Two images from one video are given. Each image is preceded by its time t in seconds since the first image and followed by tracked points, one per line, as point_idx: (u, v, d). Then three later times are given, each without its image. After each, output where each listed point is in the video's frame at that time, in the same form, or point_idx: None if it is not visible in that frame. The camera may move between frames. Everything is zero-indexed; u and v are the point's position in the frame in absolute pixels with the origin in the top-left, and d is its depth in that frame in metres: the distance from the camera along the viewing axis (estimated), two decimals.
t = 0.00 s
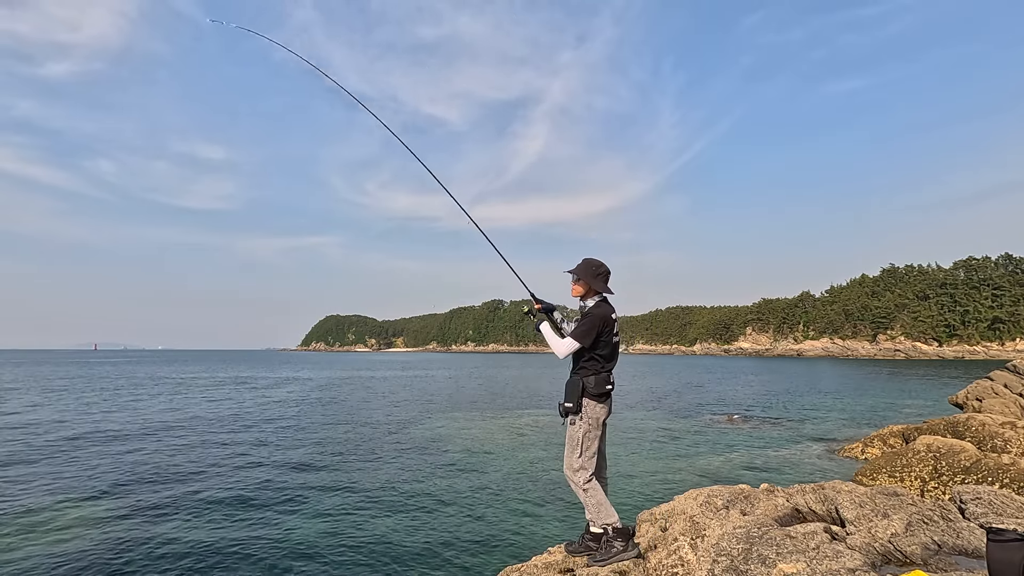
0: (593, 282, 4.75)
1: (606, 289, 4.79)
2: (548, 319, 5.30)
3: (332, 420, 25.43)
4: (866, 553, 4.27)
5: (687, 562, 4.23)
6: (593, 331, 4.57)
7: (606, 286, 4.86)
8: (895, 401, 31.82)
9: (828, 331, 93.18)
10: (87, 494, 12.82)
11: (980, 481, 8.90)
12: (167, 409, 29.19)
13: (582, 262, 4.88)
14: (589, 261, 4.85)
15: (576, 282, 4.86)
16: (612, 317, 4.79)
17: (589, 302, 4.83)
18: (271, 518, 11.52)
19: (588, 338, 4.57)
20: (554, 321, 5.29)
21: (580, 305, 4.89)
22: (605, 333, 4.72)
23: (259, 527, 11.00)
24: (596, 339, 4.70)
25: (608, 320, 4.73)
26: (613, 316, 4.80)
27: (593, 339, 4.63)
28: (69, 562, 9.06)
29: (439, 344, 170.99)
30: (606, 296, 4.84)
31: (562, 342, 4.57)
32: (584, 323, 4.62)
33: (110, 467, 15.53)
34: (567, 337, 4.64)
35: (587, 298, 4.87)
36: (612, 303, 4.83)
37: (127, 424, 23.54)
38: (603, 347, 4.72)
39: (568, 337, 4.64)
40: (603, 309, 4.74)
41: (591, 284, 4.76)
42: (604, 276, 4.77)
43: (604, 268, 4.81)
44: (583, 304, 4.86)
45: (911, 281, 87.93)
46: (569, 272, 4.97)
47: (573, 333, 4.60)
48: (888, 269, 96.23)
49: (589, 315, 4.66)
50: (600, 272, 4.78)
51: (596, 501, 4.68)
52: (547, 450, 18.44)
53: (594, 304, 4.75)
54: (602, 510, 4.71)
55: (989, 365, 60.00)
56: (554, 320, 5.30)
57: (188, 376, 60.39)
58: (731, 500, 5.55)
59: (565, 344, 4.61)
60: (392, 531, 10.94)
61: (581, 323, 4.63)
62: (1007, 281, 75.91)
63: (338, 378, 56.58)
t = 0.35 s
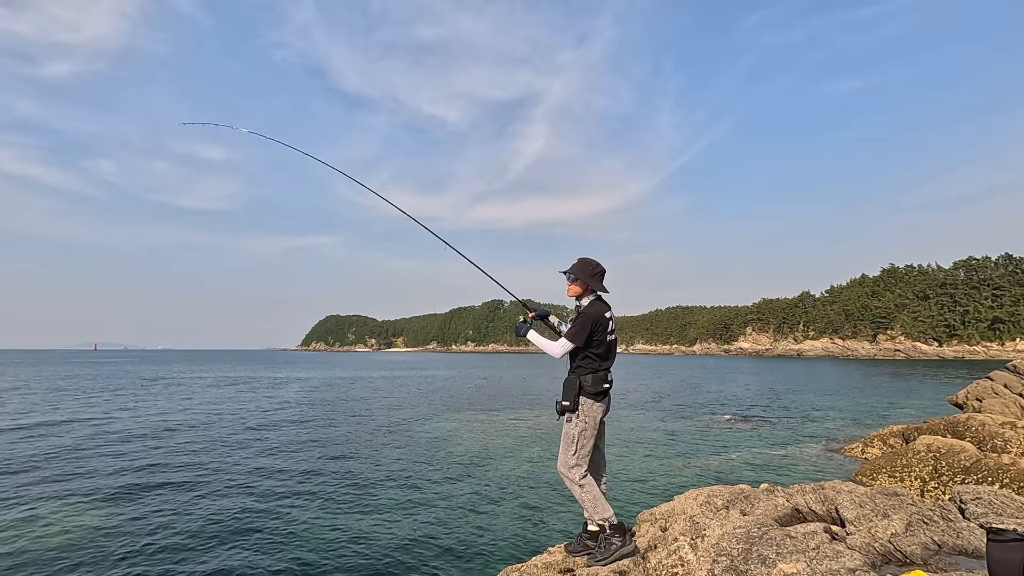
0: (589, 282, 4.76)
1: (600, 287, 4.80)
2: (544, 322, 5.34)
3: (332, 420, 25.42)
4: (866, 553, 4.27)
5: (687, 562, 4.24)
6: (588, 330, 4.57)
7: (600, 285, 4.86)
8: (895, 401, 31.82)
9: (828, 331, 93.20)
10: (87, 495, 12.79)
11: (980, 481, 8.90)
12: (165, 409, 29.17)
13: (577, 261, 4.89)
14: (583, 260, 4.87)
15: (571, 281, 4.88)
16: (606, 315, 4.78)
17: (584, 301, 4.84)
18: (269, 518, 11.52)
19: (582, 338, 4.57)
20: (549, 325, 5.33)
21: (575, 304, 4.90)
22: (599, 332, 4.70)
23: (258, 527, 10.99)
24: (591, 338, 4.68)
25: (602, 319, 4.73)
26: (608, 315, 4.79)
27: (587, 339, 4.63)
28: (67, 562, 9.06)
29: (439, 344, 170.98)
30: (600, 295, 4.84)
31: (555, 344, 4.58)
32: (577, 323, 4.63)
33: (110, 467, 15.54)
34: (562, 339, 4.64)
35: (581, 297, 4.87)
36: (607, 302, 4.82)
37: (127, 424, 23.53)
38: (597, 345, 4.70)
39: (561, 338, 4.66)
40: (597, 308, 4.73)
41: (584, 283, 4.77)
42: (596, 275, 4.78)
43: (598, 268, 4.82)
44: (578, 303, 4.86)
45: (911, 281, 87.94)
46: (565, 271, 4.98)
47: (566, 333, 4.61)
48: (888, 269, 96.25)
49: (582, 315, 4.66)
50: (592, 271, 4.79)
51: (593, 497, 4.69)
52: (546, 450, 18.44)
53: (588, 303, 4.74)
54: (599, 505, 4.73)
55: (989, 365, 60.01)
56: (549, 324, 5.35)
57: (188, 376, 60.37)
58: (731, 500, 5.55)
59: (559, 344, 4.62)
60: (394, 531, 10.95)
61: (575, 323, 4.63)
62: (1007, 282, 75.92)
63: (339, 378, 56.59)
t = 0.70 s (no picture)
0: (594, 278, 4.75)
1: (607, 284, 4.79)
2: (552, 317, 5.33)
3: (332, 420, 25.42)
4: (867, 553, 4.26)
5: (686, 561, 4.24)
6: (596, 329, 4.57)
7: (608, 281, 4.84)
8: (895, 401, 31.81)
9: (828, 331, 93.23)
10: (85, 495, 12.78)
11: (980, 481, 8.90)
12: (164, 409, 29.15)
13: (582, 257, 4.89)
14: (590, 256, 4.85)
15: (578, 279, 4.86)
16: (614, 312, 4.76)
17: (590, 298, 4.82)
18: (269, 518, 11.52)
19: (593, 337, 4.55)
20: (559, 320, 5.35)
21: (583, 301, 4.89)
22: (609, 330, 4.69)
23: (259, 527, 10.99)
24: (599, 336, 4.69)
25: (611, 316, 4.72)
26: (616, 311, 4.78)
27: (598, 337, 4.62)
28: (67, 562, 9.06)
29: (439, 344, 171.01)
30: (607, 291, 4.82)
31: (577, 348, 4.55)
32: (587, 322, 4.61)
33: (110, 466, 15.52)
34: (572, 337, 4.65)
35: (588, 294, 4.86)
36: (614, 299, 4.81)
37: (127, 424, 23.51)
38: (605, 344, 4.70)
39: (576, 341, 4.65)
40: (604, 304, 4.73)
41: (592, 281, 4.76)
42: (604, 271, 4.77)
43: (605, 264, 4.81)
44: (584, 300, 4.86)
45: (911, 281, 87.97)
46: (571, 266, 4.98)
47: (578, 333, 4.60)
48: (888, 269, 96.29)
49: (591, 313, 4.64)
50: (601, 267, 4.77)
51: (599, 500, 4.69)
52: (546, 450, 18.41)
53: (596, 300, 4.73)
54: (603, 509, 4.74)
55: (989, 365, 60.03)
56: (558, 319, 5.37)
57: (188, 376, 60.36)
58: (731, 500, 5.54)
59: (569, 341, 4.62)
60: (394, 531, 10.96)
61: (584, 321, 4.62)
62: (1006, 282, 75.97)
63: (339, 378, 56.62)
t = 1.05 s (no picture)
0: (607, 270, 4.74)
1: (624, 277, 4.80)
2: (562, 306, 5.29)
3: (332, 420, 25.42)
4: (866, 553, 4.27)
5: (687, 561, 4.23)
6: (616, 324, 4.57)
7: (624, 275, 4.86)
8: (895, 401, 31.80)
9: (828, 331, 93.24)
10: (83, 495, 12.79)
11: (980, 481, 8.90)
12: (164, 409, 29.12)
13: (596, 249, 4.88)
14: (607, 248, 4.84)
15: (595, 271, 4.85)
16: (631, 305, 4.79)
17: (606, 291, 4.83)
18: (269, 518, 11.51)
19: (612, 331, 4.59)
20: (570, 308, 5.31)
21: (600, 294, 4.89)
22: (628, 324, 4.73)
23: (258, 527, 10.99)
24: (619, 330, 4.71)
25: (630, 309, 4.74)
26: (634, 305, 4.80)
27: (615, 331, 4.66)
28: (66, 563, 9.04)
29: (439, 344, 171.01)
30: (623, 285, 4.84)
31: (615, 347, 4.57)
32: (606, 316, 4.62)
33: (110, 467, 15.51)
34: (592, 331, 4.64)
35: (603, 287, 4.86)
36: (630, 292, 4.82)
37: (127, 424, 23.50)
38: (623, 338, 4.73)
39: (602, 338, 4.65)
40: (622, 297, 4.74)
41: (609, 274, 4.76)
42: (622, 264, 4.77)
43: (621, 257, 4.81)
44: (600, 293, 4.86)
45: (911, 281, 87.93)
46: (584, 259, 4.98)
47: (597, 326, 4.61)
48: (888, 269, 96.28)
49: (611, 305, 4.64)
50: (618, 260, 4.77)
51: (610, 502, 4.68)
52: (546, 450, 18.41)
53: (613, 293, 4.74)
54: (613, 510, 4.72)
55: (989, 365, 60.04)
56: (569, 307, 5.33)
57: (189, 376, 60.36)
58: (731, 500, 5.54)
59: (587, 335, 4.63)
60: (393, 530, 10.98)
61: (604, 314, 4.62)
62: (1006, 282, 75.96)
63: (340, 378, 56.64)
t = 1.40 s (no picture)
0: (615, 267, 4.74)
1: (633, 274, 4.79)
2: (569, 298, 5.27)
3: (332, 420, 25.43)
4: (866, 553, 4.27)
5: (686, 562, 4.24)
6: (621, 320, 4.56)
7: (633, 271, 4.85)
8: (895, 400, 31.81)
9: (828, 331, 93.28)
10: (83, 495, 12.79)
11: (980, 481, 8.91)
12: (165, 409, 29.16)
13: (603, 246, 4.88)
14: (618, 244, 4.82)
15: (604, 268, 4.84)
16: (640, 302, 4.76)
17: (614, 288, 4.82)
18: (268, 518, 11.52)
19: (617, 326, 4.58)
20: (578, 300, 5.26)
21: (607, 291, 4.89)
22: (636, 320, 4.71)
23: (259, 527, 11.01)
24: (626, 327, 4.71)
25: (638, 306, 4.72)
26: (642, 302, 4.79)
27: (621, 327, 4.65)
28: (66, 563, 9.06)
29: (439, 344, 171.13)
30: (632, 281, 4.82)
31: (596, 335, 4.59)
32: (613, 311, 4.61)
33: (110, 467, 15.53)
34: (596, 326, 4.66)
35: (612, 284, 4.86)
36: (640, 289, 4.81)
37: (127, 424, 23.51)
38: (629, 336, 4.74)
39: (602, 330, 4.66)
40: (631, 294, 4.73)
41: (617, 271, 4.76)
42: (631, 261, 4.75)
43: (630, 254, 4.80)
44: (609, 289, 4.84)
45: (911, 281, 87.92)
46: (592, 255, 4.98)
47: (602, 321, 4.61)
48: (888, 269, 96.29)
49: (619, 302, 4.62)
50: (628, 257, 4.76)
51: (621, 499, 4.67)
52: (546, 450, 18.42)
53: (622, 289, 4.73)
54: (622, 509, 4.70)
55: (988, 365, 60.03)
56: (578, 298, 5.26)
57: (189, 376, 60.42)
58: (731, 500, 5.55)
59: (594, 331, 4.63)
60: (394, 530, 10.99)
61: (611, 310, 4.61)
62: (1006, 281, 75.97)
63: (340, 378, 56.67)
